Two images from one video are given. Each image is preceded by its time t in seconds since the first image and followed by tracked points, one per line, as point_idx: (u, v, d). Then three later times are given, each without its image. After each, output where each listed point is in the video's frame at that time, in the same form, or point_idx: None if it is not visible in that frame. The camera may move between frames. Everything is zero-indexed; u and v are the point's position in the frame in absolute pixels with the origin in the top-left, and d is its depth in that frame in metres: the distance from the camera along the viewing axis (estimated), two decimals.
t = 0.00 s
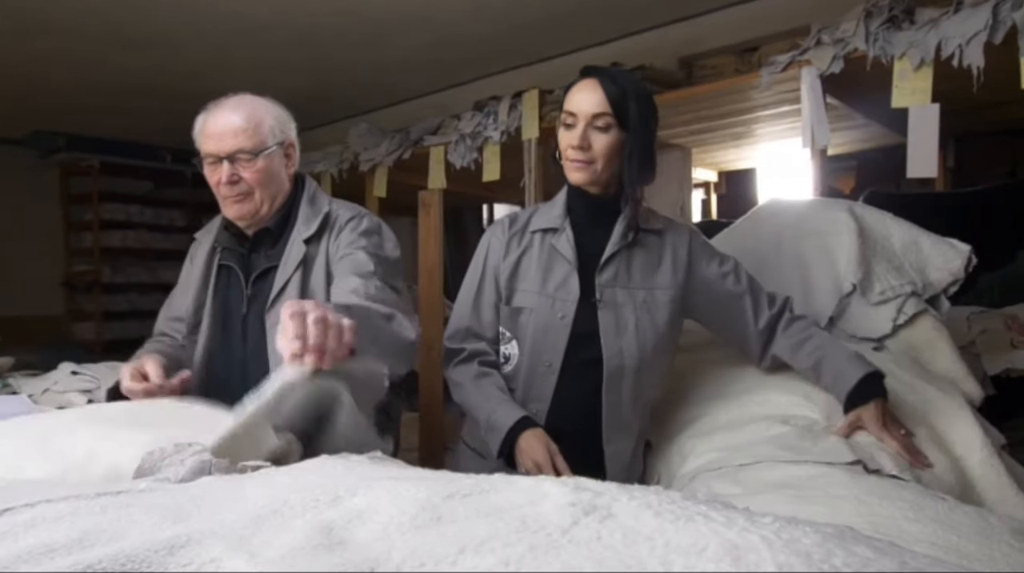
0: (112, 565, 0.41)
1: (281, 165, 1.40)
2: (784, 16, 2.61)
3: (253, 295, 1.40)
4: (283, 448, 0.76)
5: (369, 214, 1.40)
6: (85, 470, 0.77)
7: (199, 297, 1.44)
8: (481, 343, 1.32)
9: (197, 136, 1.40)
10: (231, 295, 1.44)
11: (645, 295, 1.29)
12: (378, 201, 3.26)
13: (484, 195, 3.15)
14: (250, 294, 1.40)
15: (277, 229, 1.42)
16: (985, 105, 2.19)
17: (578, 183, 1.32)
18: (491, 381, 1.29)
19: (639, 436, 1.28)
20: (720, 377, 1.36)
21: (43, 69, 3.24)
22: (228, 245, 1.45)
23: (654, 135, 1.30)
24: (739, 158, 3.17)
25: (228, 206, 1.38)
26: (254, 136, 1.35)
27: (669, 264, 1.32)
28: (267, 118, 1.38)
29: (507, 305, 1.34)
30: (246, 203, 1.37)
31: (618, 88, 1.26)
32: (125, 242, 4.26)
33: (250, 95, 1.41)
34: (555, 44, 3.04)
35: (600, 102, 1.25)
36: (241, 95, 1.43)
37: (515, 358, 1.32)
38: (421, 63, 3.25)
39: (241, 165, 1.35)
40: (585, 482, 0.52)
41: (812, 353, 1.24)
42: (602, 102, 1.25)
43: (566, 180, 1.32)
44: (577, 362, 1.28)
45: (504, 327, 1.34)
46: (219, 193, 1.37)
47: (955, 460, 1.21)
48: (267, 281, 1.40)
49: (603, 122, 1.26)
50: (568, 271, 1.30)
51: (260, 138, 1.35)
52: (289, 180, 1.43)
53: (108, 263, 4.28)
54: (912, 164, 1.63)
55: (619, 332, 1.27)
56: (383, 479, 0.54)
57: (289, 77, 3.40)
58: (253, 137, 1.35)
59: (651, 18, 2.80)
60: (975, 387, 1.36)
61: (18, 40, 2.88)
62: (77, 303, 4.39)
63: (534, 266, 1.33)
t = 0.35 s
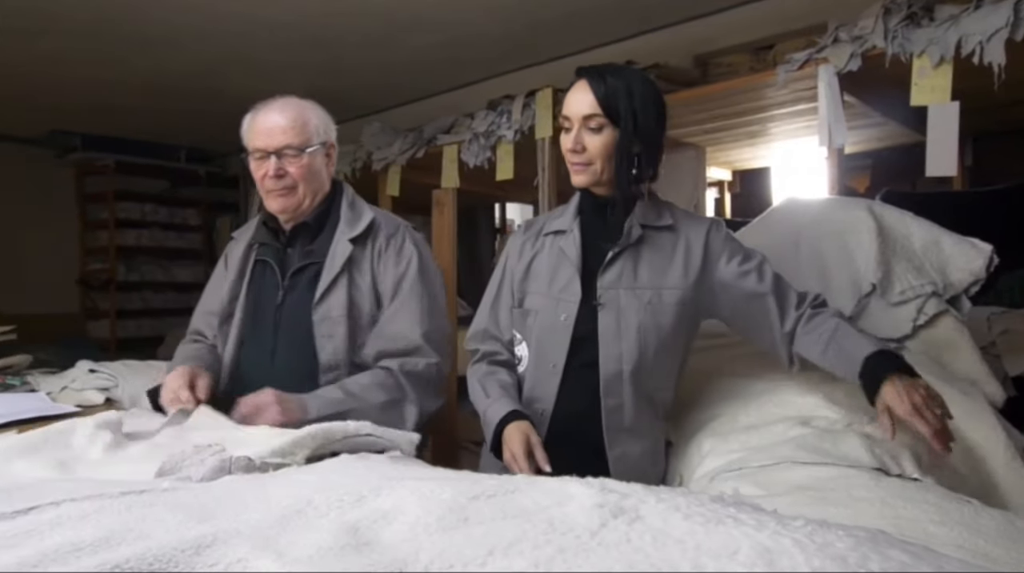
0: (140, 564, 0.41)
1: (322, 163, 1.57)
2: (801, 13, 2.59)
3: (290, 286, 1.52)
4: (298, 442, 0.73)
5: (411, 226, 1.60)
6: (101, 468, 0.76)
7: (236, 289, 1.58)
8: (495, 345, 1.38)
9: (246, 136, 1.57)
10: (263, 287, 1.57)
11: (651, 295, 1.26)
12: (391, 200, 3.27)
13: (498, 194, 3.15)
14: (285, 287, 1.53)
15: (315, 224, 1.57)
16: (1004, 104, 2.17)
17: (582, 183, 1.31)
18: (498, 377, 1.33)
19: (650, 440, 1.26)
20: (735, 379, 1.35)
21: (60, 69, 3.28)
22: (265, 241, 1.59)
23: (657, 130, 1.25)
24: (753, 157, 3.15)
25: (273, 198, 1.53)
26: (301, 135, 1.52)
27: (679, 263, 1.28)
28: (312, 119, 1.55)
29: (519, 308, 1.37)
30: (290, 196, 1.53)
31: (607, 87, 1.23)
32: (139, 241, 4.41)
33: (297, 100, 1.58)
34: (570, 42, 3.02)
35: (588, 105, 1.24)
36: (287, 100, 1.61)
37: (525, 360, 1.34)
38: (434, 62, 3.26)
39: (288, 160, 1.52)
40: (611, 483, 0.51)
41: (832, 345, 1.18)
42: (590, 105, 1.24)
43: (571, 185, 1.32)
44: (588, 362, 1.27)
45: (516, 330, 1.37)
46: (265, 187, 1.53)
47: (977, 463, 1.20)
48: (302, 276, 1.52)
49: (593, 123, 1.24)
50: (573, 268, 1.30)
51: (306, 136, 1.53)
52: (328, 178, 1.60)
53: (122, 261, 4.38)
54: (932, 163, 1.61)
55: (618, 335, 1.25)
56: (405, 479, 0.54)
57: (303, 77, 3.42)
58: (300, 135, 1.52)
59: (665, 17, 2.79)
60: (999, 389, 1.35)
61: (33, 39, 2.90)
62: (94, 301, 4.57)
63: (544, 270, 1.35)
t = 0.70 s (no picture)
0: (165, 564, 0.41)
1: (358, 165, 1.62)
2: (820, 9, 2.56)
3: (328, 279, 1.57)
4: (313, 444, 0.72)
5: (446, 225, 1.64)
6: (124, 467, 0.76)
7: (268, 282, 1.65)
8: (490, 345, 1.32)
9: (284, 141, 1.62)
10: (298, 280, 1.62)
11: (649, 299, 1.21)
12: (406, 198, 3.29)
13: (512, 192, 3.15)
14: (321, 280, 1.58)
15: (353, 223, 1.62)
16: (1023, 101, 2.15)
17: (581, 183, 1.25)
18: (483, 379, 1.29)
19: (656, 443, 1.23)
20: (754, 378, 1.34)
21: (78, 70, 3.32)
22: (300, 239, 1.65)
23: (652, 123, 1.19)
24: (770, 155, 3.13)
25: (314, 201, 1.58)
26: (339, 138, 1.58)
27: (675, 266, 1.23)
28: (349, 122, 1.61)
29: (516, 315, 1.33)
30: (331, 198, 1.58)
31: (596, 84, 1.16)
32: (155, 239, 4.52)
33: (327, 105, 1.63)
34: (586, 39, 3.01)
35: (578, 105, 1.17)
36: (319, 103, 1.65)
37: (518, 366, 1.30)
38: (449, 61, 3.26)
39: (327, 164, 1.57)
40: (636, 483, 0.51)
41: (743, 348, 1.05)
42: (581, 105, 1.17)
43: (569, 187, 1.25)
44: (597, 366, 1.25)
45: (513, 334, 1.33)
46: (307, 189, 1.58)
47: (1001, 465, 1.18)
48: (339, 270, 1.58)
49: (585, 124, 1.17)
50: (574, 275, 1.27)
51: (344, 139, 1.58)
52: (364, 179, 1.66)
53: (138, 259, 4.52)
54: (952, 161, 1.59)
55: (619, 342, 1.22)
56: (429, 479, 0.53)
57: (318, 76, 3.43)
58: (339, 139, 1.58)
59: (681, 14, 2.77)
60: (1020, 387, 1.33)
61: (52, 40, 2.94)
62: (112, 300, 4.73)
63: (545, 273, 1.31)
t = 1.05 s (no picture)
0: (185, 563, 0.40)
1: (377, 167, 1.64)
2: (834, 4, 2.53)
3: (346, 275, 1.58)
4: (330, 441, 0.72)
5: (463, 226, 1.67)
6: (140, 465, 0.75)
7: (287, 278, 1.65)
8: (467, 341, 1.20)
9: (307, 142, 1.63)
10: (316, 276, 1.63)
11: (598, 300, 1.14)
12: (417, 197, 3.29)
13: (523, 190, 3.15)
14: (340, 276, 1.59)
15: (372, 221, 1.63)
16: None
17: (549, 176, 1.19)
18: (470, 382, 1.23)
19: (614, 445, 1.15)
20: (769, 375, 1.34)
21: (90, 70, 3.34)
22: (320, 236, 1.67)
23: (616, 111, 1.11)
24: (782, 152, 3.11)
25: (334, 201, 1.60)
26: (361, 141, 1.59)
27: (622, 266, 1.15)
28: (369, 124, 1.62)
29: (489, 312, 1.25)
30: (350, 199, 1.60)
31: (555, 72, 1.10)
32: (167, 237, 4.55)
33: (351, 107, 1.63)
34: (597, 36, 3.00)
35: (538, 95, 1.11)
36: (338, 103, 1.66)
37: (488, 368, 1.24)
38: (460, 58, 3.25)
39: (349, 165, 1.59)
40: (656, 483, 0.50)
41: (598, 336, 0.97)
42: (541, 94, 1.11)
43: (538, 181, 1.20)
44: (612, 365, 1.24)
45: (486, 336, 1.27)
46: (327, 190, 1.59)
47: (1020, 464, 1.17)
48: (357, 266, 1.59)
49: (547, 114, 1.11)
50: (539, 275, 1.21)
51: (365, 141, 1.59)
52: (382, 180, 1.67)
53: (150, 258, 4.55)
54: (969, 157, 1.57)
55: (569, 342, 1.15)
56: (447, 478, 0.53)
57: (329, 74, 3.43)
58: (360, 141, 1.59)
59: (693, 10, 2.75)
60: None
61: (65, 40, 2.96)
62: (124, 298, 4.75)
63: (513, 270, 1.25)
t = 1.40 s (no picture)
0: (207, 567, 0.40)
1: (389, 166, 1.65)
2: None
3: (359, 276, 1.58)
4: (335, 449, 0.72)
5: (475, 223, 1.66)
6: (160, 465, 0.76)
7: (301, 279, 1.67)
8: (440, 341, 1.12)
9: (319, 144, 1.65)
10: (330, 276, 1.64)
11: (541, 295, 1.02)
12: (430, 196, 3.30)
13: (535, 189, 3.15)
14: (354, 277, 1.59)
15: (384, 219, 1.64)
16: None
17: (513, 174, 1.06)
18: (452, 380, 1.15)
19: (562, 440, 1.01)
20: (788, 374, 1.32)
21: (106, 74, 3.37)
22: (334, 236, 1.68)
23: (573, 99, 0.97)
24: (796, 148, 3.09)
25: (347, 201, 1.61)
26: (372, 140, 1.61)
27: (568, 260, 1.02)
28: (380, 124, 1.63)
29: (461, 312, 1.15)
30: (364, 199, 1.61)
31: (507, 59, 0.97)
32: (182, 239, 4.60)
33: (365, 108, 1.65)
34: (609, 34, 2.99)
35: (491, 85, 0.98)
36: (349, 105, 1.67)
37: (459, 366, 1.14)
38: (472, 58, 3.25)
39: (361, 165, 1.60)
40: (680, 484, 0.49)
41: (524, 351, 0.86)
42: (495, 84, 0.98)
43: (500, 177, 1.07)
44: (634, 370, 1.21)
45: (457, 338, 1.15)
46: (341, 190, 1.61)
47: None
48: (371, 266, 1.59)
49: (502, 105, 0.98)
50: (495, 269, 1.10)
51: (377, 141, 1.61)
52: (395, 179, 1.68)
53: (166, 259, 4.60)
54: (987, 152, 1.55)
55: (511, 340, 1.05)
56: (469, 480, 0.52)
57: (342, 75, 3.45)
58: (372, 140, 1.61)
59: (707, 6, 2.73)
60: None
61: (80, 44, 2.98)
62: (140, 299, 4.80)
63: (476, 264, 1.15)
